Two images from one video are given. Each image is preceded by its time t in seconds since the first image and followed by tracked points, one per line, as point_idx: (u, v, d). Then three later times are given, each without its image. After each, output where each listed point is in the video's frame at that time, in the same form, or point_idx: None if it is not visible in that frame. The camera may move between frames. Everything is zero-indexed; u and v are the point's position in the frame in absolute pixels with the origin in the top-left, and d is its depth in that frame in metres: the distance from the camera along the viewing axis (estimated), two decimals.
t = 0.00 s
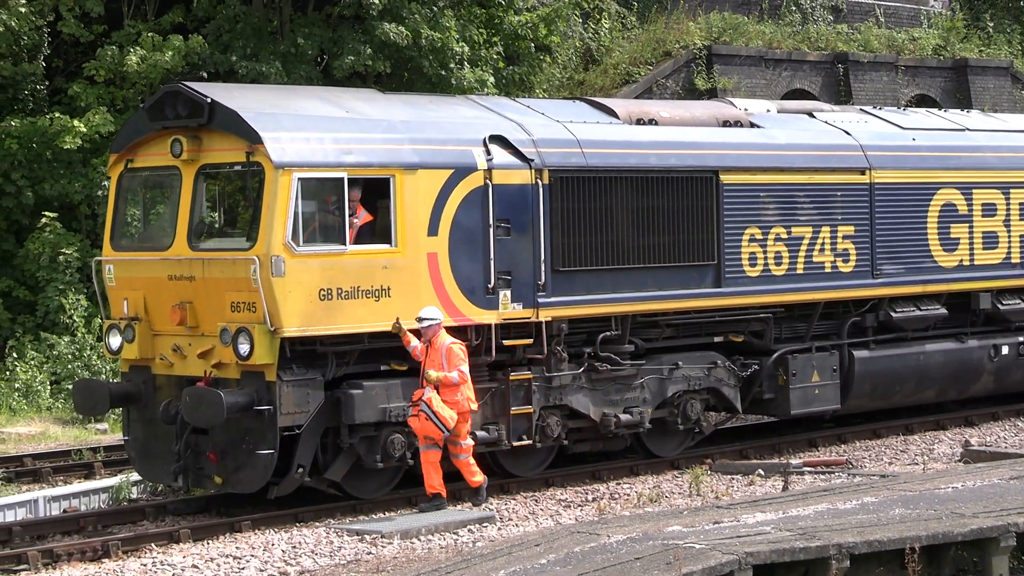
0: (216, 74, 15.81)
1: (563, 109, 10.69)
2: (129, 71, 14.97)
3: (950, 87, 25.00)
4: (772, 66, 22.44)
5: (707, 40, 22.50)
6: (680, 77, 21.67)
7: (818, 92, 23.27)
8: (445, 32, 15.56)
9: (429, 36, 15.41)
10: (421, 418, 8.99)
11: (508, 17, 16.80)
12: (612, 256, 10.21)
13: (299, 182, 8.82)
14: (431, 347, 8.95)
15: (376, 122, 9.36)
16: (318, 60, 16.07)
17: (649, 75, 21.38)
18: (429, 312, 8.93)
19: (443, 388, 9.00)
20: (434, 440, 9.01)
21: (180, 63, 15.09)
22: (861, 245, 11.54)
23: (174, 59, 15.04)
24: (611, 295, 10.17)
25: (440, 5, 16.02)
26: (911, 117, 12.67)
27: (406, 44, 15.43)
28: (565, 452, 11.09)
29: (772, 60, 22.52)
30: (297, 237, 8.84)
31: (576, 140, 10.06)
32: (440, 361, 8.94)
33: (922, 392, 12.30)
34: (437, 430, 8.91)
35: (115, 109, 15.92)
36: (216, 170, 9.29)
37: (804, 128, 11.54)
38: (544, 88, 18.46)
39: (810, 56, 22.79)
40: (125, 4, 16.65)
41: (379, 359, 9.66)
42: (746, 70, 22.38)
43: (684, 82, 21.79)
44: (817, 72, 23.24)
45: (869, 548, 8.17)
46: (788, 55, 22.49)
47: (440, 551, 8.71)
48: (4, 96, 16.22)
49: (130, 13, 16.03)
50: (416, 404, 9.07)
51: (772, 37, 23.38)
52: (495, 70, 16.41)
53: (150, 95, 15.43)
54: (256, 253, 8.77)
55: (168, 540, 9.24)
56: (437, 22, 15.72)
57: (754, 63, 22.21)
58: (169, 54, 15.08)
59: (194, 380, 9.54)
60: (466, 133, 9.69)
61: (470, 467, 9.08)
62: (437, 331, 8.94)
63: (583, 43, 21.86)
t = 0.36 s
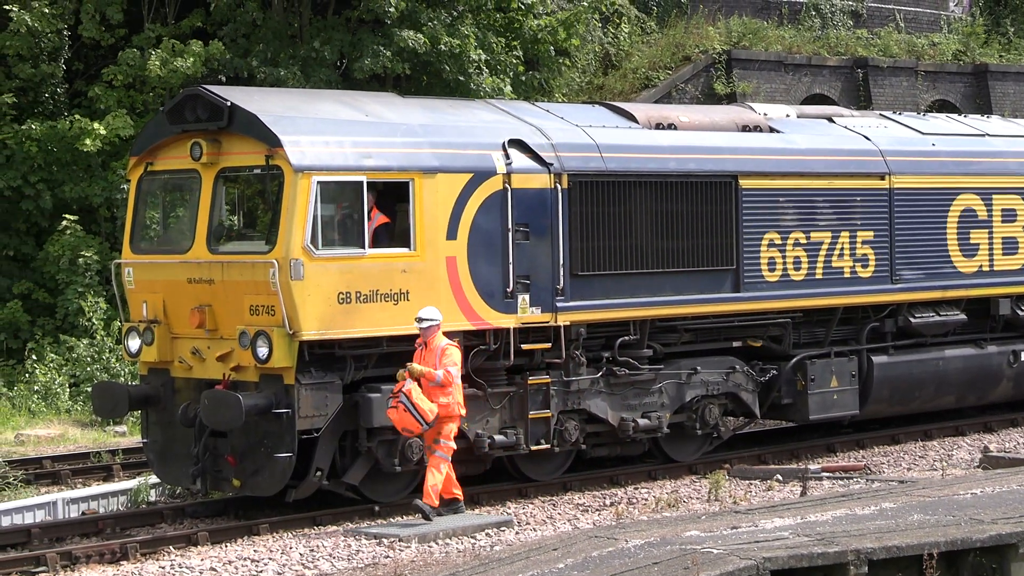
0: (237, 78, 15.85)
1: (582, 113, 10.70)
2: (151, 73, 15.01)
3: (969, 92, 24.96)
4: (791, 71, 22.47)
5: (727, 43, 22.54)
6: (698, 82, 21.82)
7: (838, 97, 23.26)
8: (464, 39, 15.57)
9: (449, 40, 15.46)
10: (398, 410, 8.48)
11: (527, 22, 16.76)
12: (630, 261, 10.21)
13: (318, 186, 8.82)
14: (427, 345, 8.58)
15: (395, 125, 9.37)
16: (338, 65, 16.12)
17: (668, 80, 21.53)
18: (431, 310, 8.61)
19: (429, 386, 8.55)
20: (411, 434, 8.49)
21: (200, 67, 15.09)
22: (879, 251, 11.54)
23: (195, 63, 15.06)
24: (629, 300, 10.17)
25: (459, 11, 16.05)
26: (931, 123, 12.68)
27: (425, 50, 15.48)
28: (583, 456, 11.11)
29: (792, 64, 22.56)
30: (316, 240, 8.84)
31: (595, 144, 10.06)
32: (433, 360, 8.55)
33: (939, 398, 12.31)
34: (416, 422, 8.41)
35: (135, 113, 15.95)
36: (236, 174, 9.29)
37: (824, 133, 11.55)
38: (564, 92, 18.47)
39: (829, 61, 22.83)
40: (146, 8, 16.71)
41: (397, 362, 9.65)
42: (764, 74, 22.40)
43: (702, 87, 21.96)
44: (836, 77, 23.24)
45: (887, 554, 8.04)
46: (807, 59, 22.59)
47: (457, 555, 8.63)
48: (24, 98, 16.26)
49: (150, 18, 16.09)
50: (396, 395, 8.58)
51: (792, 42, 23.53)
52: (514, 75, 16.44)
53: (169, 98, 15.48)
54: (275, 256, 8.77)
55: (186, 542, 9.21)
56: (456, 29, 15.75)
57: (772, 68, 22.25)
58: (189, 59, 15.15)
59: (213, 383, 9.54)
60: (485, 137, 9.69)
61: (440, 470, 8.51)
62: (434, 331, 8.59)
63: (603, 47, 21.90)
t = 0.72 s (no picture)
0: (252, 80, 15.89)
1: (596, 115, 10.71)
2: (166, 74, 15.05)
3: (984, 95, 24.94)
4: (805, 73, 22.51)
5: (742, 46, 22.62)
6: (713, 85, 21.91)
7: (852, 99, 23.27)
8: (479, 43, 15.59)
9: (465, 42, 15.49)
10: (362, 406, 8.44)
11: (544, 25, 16.76)
12: (644, 263, 10.21)
13: (332, 187, 8.81)
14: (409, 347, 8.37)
15: (409, 127, 9.36)
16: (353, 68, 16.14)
17: (683, 82, 21.62)
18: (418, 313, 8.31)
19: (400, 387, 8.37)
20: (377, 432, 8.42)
21: (214, 68, 15.10)
22: (894, 253, 11.54)
23: (209, 64, 15.07)
24: (643, 302, 10.17)
25: (474, 13, 16.06)
26: (946, 127, 12.71)
27: (441, 53, 15.50)
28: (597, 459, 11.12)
29: (806, 67, 22.59)
30: (330, 242, 8.82)
31: (610, 146, 10.06)
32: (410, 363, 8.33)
33: (952, 401, 12.32)
34: (373, 419, 8.34)
35: (149, 115, 15.98)
36: (250, 176, 9.28)
37: (839, 135, 11.56)
38: (579, 95, 18.46)
39: (844, 63, 22.89)
40: (160, 10, 16.72)
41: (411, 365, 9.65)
42: (779, 77, 22.44)
43: (717, 90, 22.04)
44: (851, 80, 23.27)
45: (902, 556, 7.95)
46: (822, 61, 22.65)
47: (471, 556, 8.56)
48: (39, 100, 16.30)
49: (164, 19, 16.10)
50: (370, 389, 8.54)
51: (807, 45, 23.55)
52: (530, 78, 16.47)
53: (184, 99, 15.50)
54: (289, 258, 8.74)
55: (200, 543, 9.11)
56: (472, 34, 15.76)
57: (787, 72, 22.30)
58: (204, 60, 15.15)
59: (227, 385, 9.54)
60: (500, 139, 9.70)
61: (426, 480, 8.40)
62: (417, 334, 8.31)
63: (618, 50, 21.96)
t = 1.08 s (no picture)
0: (261, 82, 15.93)
1: (604, 117, 10.72)
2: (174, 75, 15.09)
3: (992, 96, 24.92)
4: (812, 75, 22.57)
5: (749, 48, 22.71)
6: (721, 86, 22.01)
7: (859, 100, 23.30)
8: (488, 45, 15.60)
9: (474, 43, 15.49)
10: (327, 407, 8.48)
11: (552, 27, 16.77)
12: (652, 265, 10.21)
13: (340, 190, 8.80)
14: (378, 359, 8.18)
15: (417, 129, 9.36)
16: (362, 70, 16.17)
17: (691, 84, 21.69)
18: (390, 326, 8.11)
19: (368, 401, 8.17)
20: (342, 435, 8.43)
21: (222, 69, 15.13)
22: (902, 255, 11.55)
23: (217, 66, 15.10)
24: (651, 304, 10.18)
25: (481, 15, 16.08)
26: (954, 127, 12.71)
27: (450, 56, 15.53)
28: (605, 461, 11.12)
29: (814, 68, 22.64)
30: (338, 244, 8.80)
31: (618, 148, 10.06)
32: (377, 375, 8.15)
33: (960, 403, 12.31)
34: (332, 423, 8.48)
35: (158, 117, 16.00)
36: (258, 178, 9.28)
37: (847, 136, 11.57)
38: (586, 97, 18.49)
39: (851, 65, 22.95)
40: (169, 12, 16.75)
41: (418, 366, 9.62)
42: (786, 78, 22.49)
43: (725, 91, 22.15)
44: (858, 81, 23.31)
45: (910, 559, 7.91)
46: (830, 63, 22.69)
47: (479, 558, 8.52)
48: (48, 102, 16.35)
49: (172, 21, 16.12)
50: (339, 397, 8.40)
51: (815, 46, 23.58)
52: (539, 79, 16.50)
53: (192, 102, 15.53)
54: (297, 260, 8.72)
55: (208, 545, 9.10)
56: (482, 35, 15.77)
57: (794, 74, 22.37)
58: (213, 60, 15.15)
59: (235, 387, 9.53)
60: (508, 141, 9.70)
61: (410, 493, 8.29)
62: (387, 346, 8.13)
63: (626, 52, 22.02)
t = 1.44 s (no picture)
0: (268, 86, 15.95)
1: (611, 120, 10.72)
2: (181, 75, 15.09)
3: (1000, 98, 24.90)
4: (819, 77, 22.56)
5: (757, 51, 22.71)
6: (728, 88, 22.00)
7: (867, 102, 23.31)
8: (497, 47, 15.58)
9: (484, 44, 15.45)
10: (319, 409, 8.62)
11: (559, 28, 16.76)
12: (659, 267, 10.21)
13: (347, 193, 8.79)
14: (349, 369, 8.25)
15: (424, 132, 9.36)
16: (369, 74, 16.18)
17: (697, 86, 21.70)
18: (354, 336, 8.18)
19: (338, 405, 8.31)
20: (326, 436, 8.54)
21: (229, 72, 15.14)
22: (909, 257, 11.57)
23: (223, 69, 15.10)
24: (658, 306, 10.18)
25: (488, 17, 16.07)
26: (961, 129, 12.72)
27: (460, 55, 15.50)
28: (612, 464, 11.12)
29: (821, 70, 22.64)
30: (344, 247, 8.80)
31: (625, 151, 10.07)
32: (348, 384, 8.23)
33: (967, 404, 12.31)
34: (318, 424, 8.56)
35: (165, 121, 15.99)
36: (265, 182, 9.27)
37: (854, 138, 11.58)
38: (593, 100, 18.49)
39: (859, 67, 22.94)
40: (175, 16, 16.75)
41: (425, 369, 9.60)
42: (794, 80, 22.48)
43: (732, 94, 22.16)
44: (866, 83, 23.30)
45: (919, 560, 7.88)
46: (837, 65, 22.68)
47: (487, 561, 8.50)
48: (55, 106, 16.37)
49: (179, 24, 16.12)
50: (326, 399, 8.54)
51: (822, 48, 23.58)
52: (548, 81, 16.50)
53: (199, 104, 15.54)
54: (304, 264, 8.71)
55: (216, 549, 9.04)
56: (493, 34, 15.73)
57: (801, 76, 22.38)
58: (219, 61, 15.14)
59: (242, 391, 9.52)
60: (515, 144, 9.70)
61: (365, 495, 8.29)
62: (355, 354, 8.21)
63: (633, 55, 22.02)
